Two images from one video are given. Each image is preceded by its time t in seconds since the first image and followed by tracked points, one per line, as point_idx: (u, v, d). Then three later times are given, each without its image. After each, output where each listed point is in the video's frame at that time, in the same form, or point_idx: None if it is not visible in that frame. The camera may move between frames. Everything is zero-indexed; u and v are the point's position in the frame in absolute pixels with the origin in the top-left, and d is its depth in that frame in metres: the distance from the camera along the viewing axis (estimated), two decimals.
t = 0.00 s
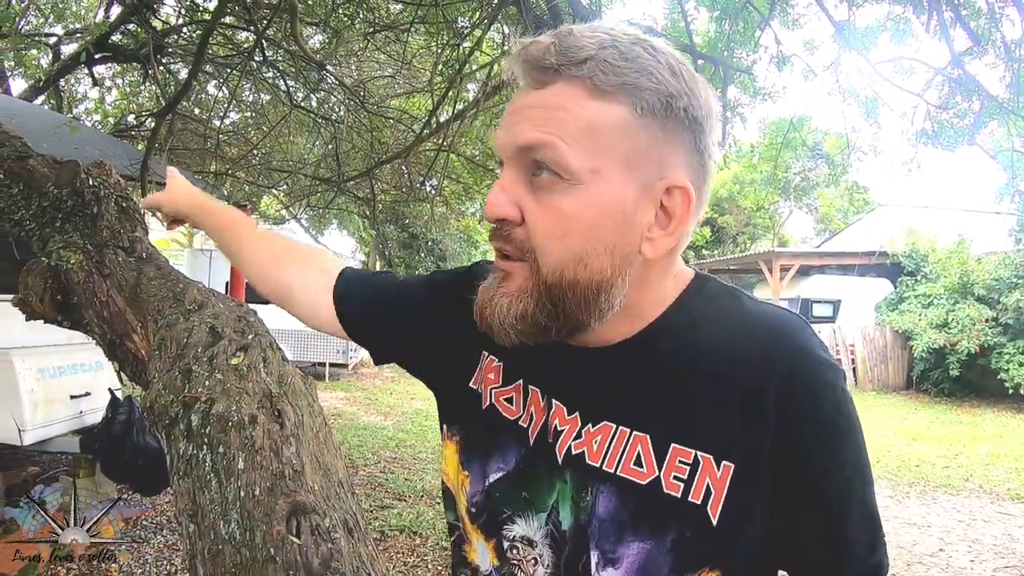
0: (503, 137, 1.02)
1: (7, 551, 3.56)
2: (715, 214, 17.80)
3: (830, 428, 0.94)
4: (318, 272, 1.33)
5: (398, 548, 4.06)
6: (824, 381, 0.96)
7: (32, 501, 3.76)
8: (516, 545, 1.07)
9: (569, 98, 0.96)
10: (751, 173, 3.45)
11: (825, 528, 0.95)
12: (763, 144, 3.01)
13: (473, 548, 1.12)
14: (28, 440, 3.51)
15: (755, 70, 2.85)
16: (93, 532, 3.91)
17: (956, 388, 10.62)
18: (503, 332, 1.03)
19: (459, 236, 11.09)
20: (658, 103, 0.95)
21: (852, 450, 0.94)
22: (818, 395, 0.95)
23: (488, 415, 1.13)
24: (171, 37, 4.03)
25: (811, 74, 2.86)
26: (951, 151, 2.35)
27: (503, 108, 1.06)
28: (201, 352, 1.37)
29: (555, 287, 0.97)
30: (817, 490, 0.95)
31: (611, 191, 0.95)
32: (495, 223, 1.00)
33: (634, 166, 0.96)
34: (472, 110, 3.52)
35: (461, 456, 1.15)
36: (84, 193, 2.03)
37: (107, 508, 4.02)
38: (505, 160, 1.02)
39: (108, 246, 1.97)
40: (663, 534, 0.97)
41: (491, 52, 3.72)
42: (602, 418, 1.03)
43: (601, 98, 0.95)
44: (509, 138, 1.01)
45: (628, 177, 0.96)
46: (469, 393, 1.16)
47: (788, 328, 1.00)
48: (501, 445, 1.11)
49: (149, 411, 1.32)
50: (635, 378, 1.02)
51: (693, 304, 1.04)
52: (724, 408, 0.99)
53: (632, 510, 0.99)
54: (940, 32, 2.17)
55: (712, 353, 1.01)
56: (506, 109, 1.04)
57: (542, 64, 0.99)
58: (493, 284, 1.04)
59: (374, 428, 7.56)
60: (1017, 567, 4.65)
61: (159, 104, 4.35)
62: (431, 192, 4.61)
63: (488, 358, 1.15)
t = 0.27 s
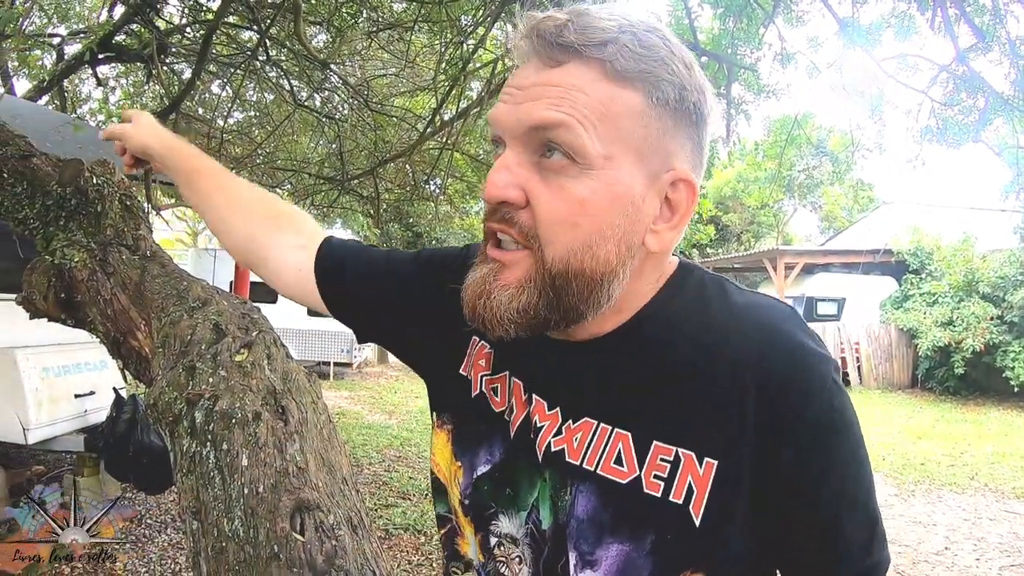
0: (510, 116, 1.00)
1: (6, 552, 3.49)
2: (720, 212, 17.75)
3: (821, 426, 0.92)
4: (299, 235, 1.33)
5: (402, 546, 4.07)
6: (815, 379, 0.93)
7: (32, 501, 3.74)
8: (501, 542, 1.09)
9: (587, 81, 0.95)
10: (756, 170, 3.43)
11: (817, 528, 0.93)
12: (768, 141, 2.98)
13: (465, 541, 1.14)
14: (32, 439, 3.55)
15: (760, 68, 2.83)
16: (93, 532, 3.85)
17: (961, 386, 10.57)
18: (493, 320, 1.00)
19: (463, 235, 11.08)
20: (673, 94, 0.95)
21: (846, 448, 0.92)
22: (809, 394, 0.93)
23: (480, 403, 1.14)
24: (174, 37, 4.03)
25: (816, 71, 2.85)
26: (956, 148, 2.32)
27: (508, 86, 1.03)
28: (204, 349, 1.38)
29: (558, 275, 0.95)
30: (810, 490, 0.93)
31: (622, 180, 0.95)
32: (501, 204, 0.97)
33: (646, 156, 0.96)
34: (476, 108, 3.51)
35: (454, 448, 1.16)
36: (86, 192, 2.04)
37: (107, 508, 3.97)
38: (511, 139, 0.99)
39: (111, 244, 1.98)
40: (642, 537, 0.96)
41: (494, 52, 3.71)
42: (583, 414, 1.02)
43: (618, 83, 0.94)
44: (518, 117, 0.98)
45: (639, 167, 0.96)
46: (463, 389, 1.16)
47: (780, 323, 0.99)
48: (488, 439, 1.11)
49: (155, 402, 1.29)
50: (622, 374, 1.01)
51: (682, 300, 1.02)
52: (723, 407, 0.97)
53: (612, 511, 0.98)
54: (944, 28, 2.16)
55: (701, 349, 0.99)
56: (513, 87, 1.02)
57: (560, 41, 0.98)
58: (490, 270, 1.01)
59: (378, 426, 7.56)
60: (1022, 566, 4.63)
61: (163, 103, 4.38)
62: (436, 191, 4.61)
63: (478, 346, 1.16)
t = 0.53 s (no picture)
0: (499, 123, 1.00)
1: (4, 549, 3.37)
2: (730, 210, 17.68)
3: (826, 428, 0.91)
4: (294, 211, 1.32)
5: (414, 545, 4.07)
6: (819, 381, 0.93)
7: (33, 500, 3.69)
8: (514, 544, 1.08)
9: (571, 82, 0.94)
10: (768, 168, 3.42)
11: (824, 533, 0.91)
12: (779, 138, 2.94)
13: (479, 539, 1.14)
14: (46, 438, 3.61)
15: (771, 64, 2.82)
16: (92, 532, 3.75)
17: (974, 385, 10.48)
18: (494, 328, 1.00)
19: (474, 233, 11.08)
20: (663, 89, 0.93)
21: (850, 449, 0.91)
22: (813, 396, 0.92)
23: (498, 398, 1.14)
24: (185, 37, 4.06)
25: (827, 68, 2.83)
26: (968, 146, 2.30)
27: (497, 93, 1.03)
28: (221, 347, 1.37)
29: (552, 280, 0.95)
30: (816, 493, 0.91)
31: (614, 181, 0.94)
32: (492, 212, 0.98)
33: (637, 154, 0.95)
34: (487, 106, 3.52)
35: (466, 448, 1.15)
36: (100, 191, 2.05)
37: (107, 508, 3.91)
38: (501, 146, 1.00)
39: (125, 244, 2.00)
40: (647, 542, 0.95)
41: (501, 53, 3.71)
42: (586, 418, 1.01)
43: (603, 82, 0.93)
44: (506, 124, 0.98)
45: (631, 166, 0.95)
46: (484, 380, 1.16)
47: (780, 325, 0.98)
48: (500, 437, 1.11)
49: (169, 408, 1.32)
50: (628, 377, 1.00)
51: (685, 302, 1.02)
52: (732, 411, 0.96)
53: (617, 516, 0.97)
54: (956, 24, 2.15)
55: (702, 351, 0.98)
56: (501, 94, 1.02)
57: (543, 45, 0.97)
58: (488, 277, 1.01)
59: (390, 425, 7.58)
60: None
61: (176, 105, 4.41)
62: (447, 190, 4.61)
63: (497, 345, 1.16)
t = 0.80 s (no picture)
0: (527, 139, 0.99)
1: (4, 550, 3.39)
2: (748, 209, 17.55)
3: (849, 429, 0.91)
4: (305, 256, 1.30)
5: (435, 546, 4.09)
6: (842, 382, 0.93)
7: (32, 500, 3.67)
8: (543, 555, 1.07)
9: (603, 95, 0.93)
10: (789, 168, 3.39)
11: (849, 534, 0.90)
12: (799, 138, 2.91)
13: (503, 554, 1.12)
14: (70, 438, 3.64)
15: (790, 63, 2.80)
16: (92, 532, 3.77)
17: (996, 386, 10.32)
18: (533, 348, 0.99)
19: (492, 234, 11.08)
20: (692, 101, 0.94)
21: (875, 450, 0.90)
22: (837, 397, 0.92)
23: (522, 418, 1.12)
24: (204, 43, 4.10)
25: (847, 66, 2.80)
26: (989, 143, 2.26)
27: (520, 106, 1.02)
28: (245, 352, 1.33)
29: (590, 295, 0.95)
30: (840, 494, 0.90)
31: (648, 197, 0.95)
32: (525, 231, 0.97)
33: (668, 167, 0.95)
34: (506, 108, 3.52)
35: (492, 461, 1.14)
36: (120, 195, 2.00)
37: (107, 508, 3.93)
38: (530, 163, 0.99)
39: (148, 248, 2.01)
40: (677, 548, 0.94)
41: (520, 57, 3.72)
42: (613, 428, 1.00)
43: (636, 95, 0.93)
44: (535, 141, 0.97)
45: (663, 178, 0.95)
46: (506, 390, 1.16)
47: (802, 328, 0.98)
48: (524, 448, 1.11)
49: (195, 412, 1.30)
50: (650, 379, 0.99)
51: (707, 309, 1.01)
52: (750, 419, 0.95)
53: (646, 522, 0.96)
54: (976, 21, 2.12)
55: (723, 354, 0.98)
56: (525, 107, 1.01)
57: (575, 55, 0.96)
58: (521, 294, 1.01)
59: (409, 426, 7.61)
60: None
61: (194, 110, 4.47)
62: (467, 191, 4.62)
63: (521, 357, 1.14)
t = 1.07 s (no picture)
0: (584, 137, 0.95)
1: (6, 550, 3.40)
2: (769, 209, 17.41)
3: (865, 420, 0.86)
4: (349, 215, 1.38)
5: (457, 548, 4.09)
6: (856, 373, 0.88)
7: (32, 501, 3.63)
8: (569, 539, 1.07)
9: (662, 89, 0.94)
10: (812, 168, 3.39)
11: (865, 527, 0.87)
12: (821, 137, 2.86)
13: (533, 537, 1.12)
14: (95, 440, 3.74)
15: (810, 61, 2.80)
16: (92, 532, 3.77)
17: None
18: (617, 344, 0.96)
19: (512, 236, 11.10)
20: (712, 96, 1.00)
21: (892, 442, 0.85)
22: (850, 389, 0.88)
23: (550, 399, 1.11)
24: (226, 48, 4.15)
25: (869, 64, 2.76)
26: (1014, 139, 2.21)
27: (557, 108, 0.98)
28: (271, 354, 1.40)
29: (674, 288, 0.94)
30: (856, 487, 0.87)
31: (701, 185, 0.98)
32: (608, 228, 0.92)
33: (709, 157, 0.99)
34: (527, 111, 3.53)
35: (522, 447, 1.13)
36: (150, 203, 2.13)
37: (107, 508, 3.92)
38: (593, 160, 0.95)
39: (173, 252, 2.05)
40: (695, 532, 0.93)
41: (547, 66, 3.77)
42: (635, 416, 0.99)
43: (685, 93, 0.96)
44: (598, 138, 0.94)
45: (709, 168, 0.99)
46: (534, 382, 1.14)
47: (820, 315, 0.94)
48: (550, 435, 1.10)
49: (223, 419, 1.36)
50: (659, 371, 0.99)
51: (728, 302, 1.00)
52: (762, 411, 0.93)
53: (666, 507, 0.94)
54: (997, 15, 2.08)
55: (737, 345, 0.96)
56: (566, 108, 0.97)
57: (632, 57, 0.95)
58: (597, 296, 0.96)
59: (433, 428, 7.65)
60: None
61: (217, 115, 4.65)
62: (489, 194, 4.65)
63: (547, 344, 1.14)
